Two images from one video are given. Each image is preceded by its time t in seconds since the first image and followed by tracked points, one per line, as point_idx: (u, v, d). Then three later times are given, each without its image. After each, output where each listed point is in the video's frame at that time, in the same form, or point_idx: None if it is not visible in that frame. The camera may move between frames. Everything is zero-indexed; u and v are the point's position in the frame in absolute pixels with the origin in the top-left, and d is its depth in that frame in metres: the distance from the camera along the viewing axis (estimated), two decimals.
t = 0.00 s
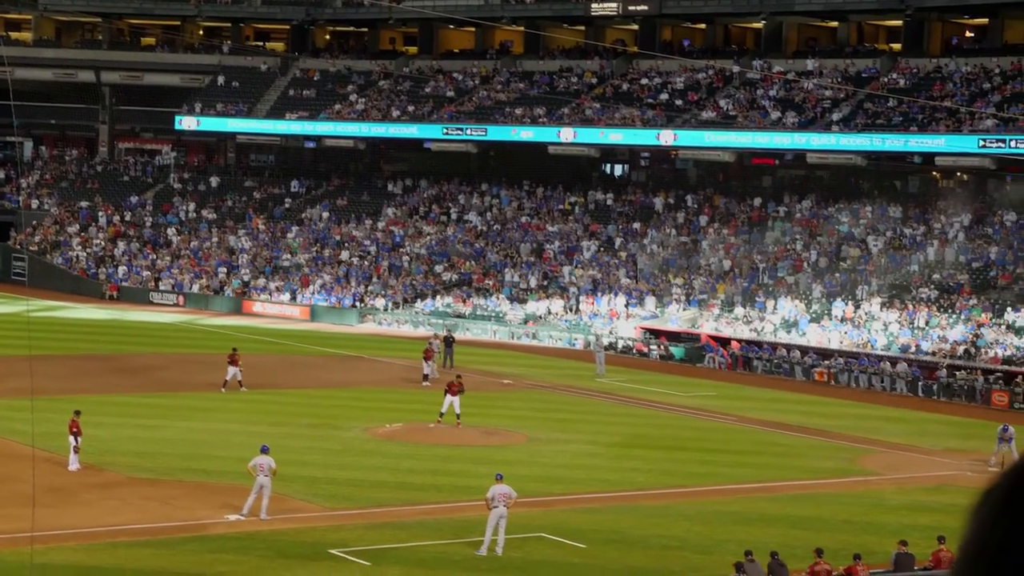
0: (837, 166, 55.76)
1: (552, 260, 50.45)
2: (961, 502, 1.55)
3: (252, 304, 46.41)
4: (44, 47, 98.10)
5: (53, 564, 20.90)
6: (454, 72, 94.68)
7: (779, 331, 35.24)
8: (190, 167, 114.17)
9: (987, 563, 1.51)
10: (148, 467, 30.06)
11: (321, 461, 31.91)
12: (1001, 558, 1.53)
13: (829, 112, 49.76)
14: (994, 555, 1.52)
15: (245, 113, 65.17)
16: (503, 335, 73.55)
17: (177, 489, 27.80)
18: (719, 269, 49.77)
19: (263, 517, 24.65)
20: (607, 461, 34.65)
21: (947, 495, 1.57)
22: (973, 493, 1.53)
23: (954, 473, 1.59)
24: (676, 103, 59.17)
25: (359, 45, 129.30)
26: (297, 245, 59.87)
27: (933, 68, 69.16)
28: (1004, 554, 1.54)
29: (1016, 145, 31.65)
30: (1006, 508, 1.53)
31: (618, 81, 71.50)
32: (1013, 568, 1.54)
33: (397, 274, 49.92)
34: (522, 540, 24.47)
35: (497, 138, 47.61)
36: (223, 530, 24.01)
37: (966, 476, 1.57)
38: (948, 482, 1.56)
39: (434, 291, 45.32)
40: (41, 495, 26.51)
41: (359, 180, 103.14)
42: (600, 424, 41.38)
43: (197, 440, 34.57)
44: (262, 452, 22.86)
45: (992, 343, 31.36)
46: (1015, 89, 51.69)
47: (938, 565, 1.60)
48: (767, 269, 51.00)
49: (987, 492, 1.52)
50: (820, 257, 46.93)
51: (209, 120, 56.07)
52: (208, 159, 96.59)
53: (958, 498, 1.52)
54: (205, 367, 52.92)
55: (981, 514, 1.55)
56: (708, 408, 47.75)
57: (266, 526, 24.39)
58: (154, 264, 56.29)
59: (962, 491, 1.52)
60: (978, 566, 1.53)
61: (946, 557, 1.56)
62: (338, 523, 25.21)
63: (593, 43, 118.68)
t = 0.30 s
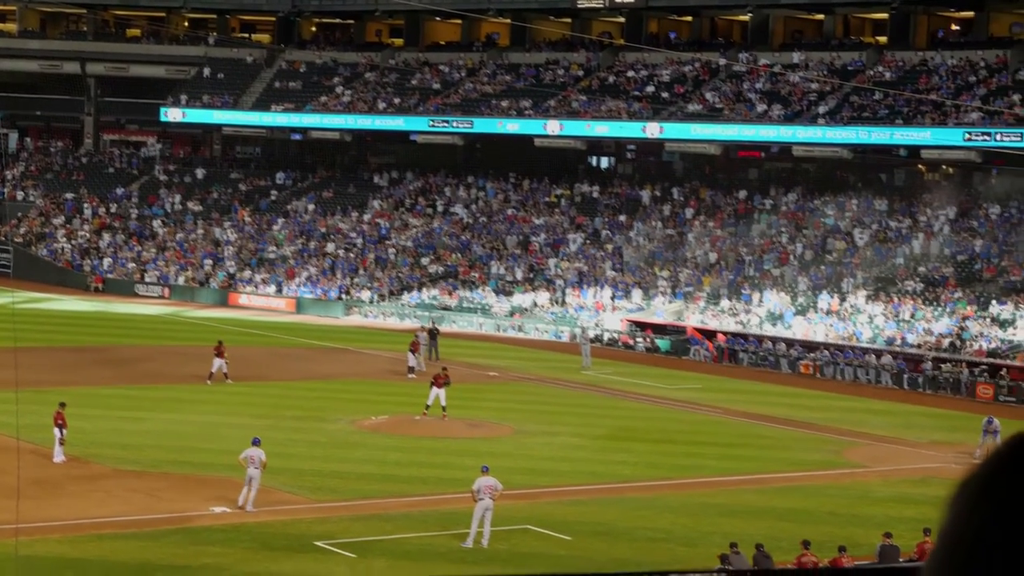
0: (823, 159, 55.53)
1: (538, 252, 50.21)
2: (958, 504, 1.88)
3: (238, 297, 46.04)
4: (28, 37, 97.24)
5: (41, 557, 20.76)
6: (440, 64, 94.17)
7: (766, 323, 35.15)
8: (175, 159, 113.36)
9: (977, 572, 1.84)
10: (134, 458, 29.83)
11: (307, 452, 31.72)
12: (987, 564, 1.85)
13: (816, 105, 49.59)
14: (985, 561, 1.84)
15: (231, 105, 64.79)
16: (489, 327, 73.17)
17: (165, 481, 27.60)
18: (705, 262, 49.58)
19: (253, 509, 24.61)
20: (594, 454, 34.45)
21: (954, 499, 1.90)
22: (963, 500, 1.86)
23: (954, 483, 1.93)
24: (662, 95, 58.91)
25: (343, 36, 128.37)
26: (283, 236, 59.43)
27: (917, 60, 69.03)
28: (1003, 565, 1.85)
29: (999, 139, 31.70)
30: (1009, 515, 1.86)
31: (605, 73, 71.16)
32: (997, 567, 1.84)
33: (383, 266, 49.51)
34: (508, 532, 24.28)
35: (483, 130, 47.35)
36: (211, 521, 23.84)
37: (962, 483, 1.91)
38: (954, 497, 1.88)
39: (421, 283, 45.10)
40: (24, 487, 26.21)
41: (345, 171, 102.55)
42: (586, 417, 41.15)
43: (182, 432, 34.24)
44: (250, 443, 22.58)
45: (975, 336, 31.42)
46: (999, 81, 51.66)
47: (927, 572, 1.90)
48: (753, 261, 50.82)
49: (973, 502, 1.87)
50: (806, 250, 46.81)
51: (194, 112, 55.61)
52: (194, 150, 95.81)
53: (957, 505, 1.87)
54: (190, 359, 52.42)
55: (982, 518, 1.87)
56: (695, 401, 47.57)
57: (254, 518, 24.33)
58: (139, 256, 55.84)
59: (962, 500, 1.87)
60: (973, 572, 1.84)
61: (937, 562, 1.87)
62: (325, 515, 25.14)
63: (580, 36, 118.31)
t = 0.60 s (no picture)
0: (810, 150, 55.35)
1: (526, 243, 49.96)
2: (943, 488, 2.00)
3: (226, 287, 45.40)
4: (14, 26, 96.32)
5: (26, 550, 20.52)
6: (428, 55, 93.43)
7: (752, 315, 35.06)
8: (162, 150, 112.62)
9: (964, 562, 1.96)
10: (121, 449, 29.53)
11: (293, 443, 31.45)
12: (980, 546, 1.96)
13: (802, 97, 49.34)
14: (970, 545, 1.96)
15: (218, 95, 64.31)
16: (476, 318, 72.77)
17: (152, 473, 27.33)
18: (693, 254, 49.22)
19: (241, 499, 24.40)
20: (580, 444, 34.18)
21: (938, 488, 2.02)
22: (951, 487, 1.98)
23: (940, 470, 2.05)
24: (650, 85, 58.68)
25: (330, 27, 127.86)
26: (270, 227, 58.98)
27: (905, 51, 68.91)
28: (996, 547, 1.95)
29: (985, 130, 31.69)
30: (997, 501, 1.97)
31: (593, 64, 70.79)
32: (990, 553, 1.94)
33: (370, 257, 49.22)
34: (495, 523, 24.16)
35: (471, 121, 46.98)
36: (198, 513, 23.62)
37: (946, 472, 2.03)
38: (939, 485, 2.00)
39: (408, 274, 44.84)
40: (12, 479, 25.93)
41: (332, 162, 101.94)
42: (573, 408, 40.87)
43: (169, 423, 33.90)
44: (247, 436, 22.33)
45: (961, 328, 31.38)
46: (986, 72, 51.57)
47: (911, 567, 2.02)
48: (740, 253, 50.50)
49: (957, 490, 1.99)
50: (793, 242, 46.77)
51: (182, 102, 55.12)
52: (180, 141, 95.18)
53: (943, 492, 1.99)
54: (177, 349, 52.00)
55: (968, 505, 1.99)
56: (681, 392, 47.30)
57: (241, 509, 24.10)
58: (125, 247, 55.35)
59: (947, 487, 1.99)
60: (956, 561, 1.96)
61: (919, 557, 1.99)
62: (311, 506, 24.92)
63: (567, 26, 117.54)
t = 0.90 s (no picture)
0: (796, 142, 55.17)
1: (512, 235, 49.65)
2: (921, 471, 1.90)
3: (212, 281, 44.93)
4: None
5: (7, 545, 20.07)
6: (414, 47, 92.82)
7: (738, 307, 34.89)
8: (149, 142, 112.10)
9: (944, 559, 1.85)
10: (105, 442, 29.02)
11: (278, 436, 30.99)
12: (959, 541, 1.85)
13: (789, 90, 49.13)
14: (946, 540, 1.86)
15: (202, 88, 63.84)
16: (463, 311, 72.36)
17: (137, 466, 26.86)
18: (679, 247, 49.00)
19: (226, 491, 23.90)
20: (567, 437, 33.89)
21: (912, 479, 1.91)
22: (929, 474, 1.88)
23: (918, 456, 1.96)
24: (636, 78, 58.49)
25: (316, 20, 127.34)
26: (255, 220, 58.54)
27: (889, 44, 68.91)
28: (973, 541, 1.85)
29: (971, 122, 31.64)
30: (981, 495, 1.86)
31: (580, 56, 70.41)
32: (974, 545, 1.84)
33: (355, 250, 48.87)
34: (482, 515, 23.90)
35: (458, 114, 46.62)
36: (182, 506, 23.15)
37: (927, 458, 1.93)
38: (920, 470, 1.89)
39: (395, 267, 44.52)
40: None
41: (318, 155, 101.39)
42: (559, 400, 40.59)
43: (154, 416, 33.49)
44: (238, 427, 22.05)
45: (947, 320, 31.28)
46: (970, 65, 51.57)
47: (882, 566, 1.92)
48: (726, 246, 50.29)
49: (936, 477, 1.88)
50: (779, 234, 46.61)
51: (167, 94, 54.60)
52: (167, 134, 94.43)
53: (924, 478, 1.88)
54: (162, 342, 51.51)
55: (942, 488, 1.88)
56: (668, 384, 47.11)
57: (225, 503, 23.68)
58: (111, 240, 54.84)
59: (927, 471, 1.88)
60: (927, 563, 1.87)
61: (895, 551, 1.90)
62: (296, 499, 24.49)
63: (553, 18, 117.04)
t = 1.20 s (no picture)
0: (782, 136, 54.95)
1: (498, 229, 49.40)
2: (897, 466, 1.70)
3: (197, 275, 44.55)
4: None
5: None
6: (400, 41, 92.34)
7: (725, 301, 34.70)
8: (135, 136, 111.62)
9: (919, 565, 1.65)
10: (88, 436, 28.64)
11: (262, 430, 30.62)
12: (936, 542, 1.65)
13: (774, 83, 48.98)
14: (921, 544, 1.66)
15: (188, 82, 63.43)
16: (450, 305, 72.20)
17: (120, 460, 26.47)
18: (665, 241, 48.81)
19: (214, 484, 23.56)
20: (554, 430, 33.63)
21: (887, 474, 1.71)
22: (905, 468, 1.68)
23: (893, 447, 1.75)
24: (623, 72, 58.46)
25: (303, 14, 126.82)
26: (241, 214, 58.24)
27: (875, 38, 68.94)
28: (951, 544, 1.65)
29: (956, 117, 31.69)
30: (963, 492, 1.66)
31: (566, 50, 70.10)
32: (953, 548, 1.65)
33: (341, 244, 48.53)
34: (466, 510, 23.64)
35: (443, 107, 46.28)
36: (168, 501, 22.83)
37: (903, 449, 1.72)
38: (892, 463, 1.70)
39: (380, 261, 44.27)
40: None
41: (304, 149, 101.07)
42: (546, 394, 40.33)
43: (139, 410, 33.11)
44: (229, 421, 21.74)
45: (932, 313, 31.17)
46: (955, 59, 51.42)
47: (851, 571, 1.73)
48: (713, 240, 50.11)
49: (914, 472, 1.68)
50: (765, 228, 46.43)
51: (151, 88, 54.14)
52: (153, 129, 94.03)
53: (898, 471, 1.68)
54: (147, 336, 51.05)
55: (918, 482, 1.68)
56: (655, 378, 46.91)
57: (211, 497, 23.34)
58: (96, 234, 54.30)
59: (901, 466, 1.68)
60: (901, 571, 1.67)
61: (867, 553, 1.71)
62: (281, 493, 24.14)
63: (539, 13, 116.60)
